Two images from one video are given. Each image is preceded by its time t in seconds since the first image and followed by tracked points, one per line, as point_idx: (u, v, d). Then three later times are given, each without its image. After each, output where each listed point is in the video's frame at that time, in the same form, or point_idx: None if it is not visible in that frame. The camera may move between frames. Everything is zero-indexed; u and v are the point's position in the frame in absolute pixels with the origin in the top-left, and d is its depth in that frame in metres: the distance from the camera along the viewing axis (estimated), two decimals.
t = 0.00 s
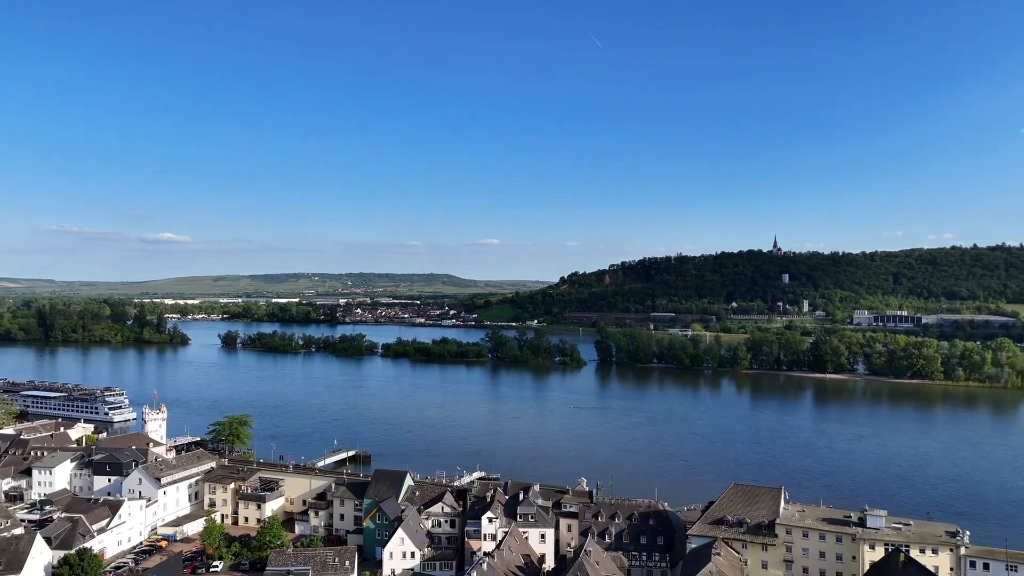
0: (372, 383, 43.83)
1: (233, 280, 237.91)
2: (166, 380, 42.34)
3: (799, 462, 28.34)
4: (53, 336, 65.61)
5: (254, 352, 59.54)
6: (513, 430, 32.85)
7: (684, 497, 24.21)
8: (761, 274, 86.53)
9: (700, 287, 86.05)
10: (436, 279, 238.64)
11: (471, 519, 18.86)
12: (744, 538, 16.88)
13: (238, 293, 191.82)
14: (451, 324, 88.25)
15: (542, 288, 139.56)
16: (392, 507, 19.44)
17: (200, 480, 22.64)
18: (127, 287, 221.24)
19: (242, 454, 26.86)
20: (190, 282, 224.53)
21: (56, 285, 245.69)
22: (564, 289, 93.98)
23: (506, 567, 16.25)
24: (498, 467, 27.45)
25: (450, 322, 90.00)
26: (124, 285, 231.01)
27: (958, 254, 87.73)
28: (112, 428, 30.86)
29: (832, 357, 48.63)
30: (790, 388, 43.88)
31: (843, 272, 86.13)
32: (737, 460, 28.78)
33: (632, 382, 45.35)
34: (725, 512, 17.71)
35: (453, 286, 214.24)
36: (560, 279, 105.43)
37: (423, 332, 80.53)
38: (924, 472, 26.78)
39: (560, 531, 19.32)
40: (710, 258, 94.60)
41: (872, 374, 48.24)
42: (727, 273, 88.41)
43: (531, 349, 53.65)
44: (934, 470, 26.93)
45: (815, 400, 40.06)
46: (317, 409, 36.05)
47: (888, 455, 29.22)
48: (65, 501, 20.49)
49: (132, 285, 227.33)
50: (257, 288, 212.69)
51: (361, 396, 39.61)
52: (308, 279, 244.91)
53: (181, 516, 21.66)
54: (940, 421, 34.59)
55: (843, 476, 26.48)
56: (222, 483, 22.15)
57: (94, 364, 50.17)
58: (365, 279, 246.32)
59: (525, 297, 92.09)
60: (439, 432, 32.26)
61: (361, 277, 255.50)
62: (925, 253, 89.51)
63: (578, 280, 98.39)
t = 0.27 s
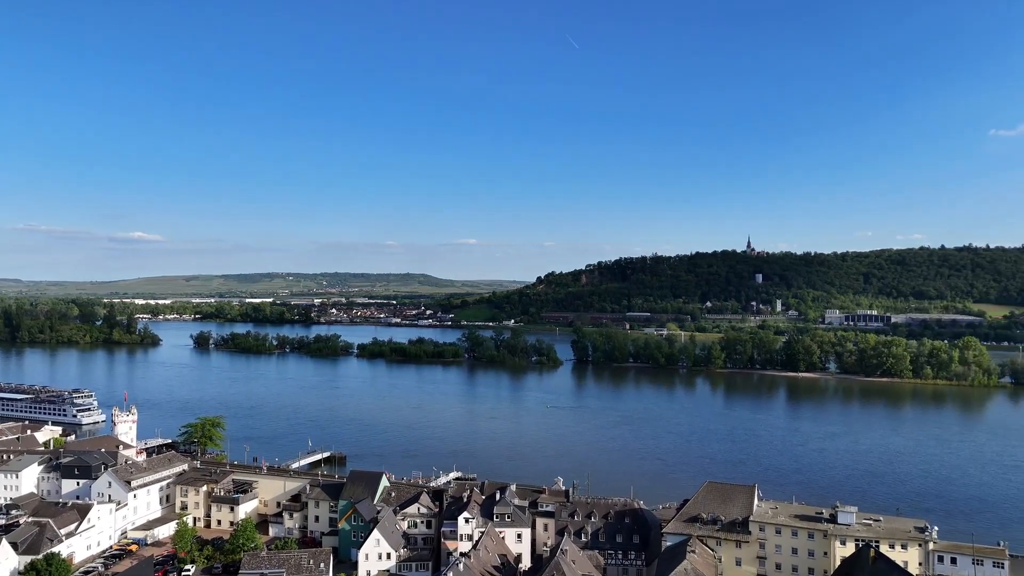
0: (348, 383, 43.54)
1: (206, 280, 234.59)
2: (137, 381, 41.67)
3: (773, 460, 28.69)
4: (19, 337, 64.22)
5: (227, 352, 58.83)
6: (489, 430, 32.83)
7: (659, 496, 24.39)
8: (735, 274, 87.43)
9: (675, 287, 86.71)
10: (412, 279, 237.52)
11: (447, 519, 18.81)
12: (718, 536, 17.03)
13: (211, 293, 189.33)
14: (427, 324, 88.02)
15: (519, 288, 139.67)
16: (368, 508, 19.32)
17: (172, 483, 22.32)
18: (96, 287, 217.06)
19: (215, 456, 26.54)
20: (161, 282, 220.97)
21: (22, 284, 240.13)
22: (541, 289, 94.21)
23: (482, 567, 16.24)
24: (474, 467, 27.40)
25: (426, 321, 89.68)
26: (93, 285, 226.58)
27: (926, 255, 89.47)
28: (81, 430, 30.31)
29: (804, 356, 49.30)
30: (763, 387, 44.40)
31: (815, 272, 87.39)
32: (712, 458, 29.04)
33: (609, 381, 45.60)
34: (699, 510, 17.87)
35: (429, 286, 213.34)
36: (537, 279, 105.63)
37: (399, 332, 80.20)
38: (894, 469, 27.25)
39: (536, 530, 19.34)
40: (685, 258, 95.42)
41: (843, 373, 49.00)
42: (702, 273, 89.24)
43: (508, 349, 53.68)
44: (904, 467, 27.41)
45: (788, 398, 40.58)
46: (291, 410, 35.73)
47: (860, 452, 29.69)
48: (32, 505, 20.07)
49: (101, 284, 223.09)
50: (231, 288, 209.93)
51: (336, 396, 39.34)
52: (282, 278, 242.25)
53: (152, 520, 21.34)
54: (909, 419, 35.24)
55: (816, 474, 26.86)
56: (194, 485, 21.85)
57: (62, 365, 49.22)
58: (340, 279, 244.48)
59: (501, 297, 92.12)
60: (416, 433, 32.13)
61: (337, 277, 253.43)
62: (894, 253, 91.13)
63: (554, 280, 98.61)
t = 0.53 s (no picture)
0: (323, 384, 43.19)
1: (178, 280, 230.91)
2: (106, 383, 40.92)
3: (747, 458, 29.01)
4: None
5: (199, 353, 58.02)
6: (466, 430, 32.78)
7: (634, 494, 24.54)
8: (710, 274, 88.22)
9: (651, 287, 87.26)
10: (388, 279, 236.11)
11: (423, 520, 18.74)
12: (693, 533, 17.18)
13: (183, 293, 186.54)
14: (403, 324, 87.64)
15: (495, 288, 139.62)
16: (343, 509, 19.18)
17: (143, 486, 21.96)
18: (64, 287, 212.44)
19: (186, 458, 26.17)
20: (131, 282, 217.02)
21: None
22: (517, 289, 94.29)
23: (459, 567, 16.21)
24: (451, 468, 27.33)
25: (402, 322, 89.24)
26: (60, 284, 221.73)
27: (895, 255, 91.13)
28: (48, 433, 29.70)
29: (777, 355, 49.91)
30: (737, 385, 44.88)
31: (788, 272, 88.54)
32: (687, 456, 29.27)
33: (585, 381, 45.78)
34: (675, 508, 18.01)
35: (405, 286, 212.07)
36: (513, 279, 105.68)
37: (375, 332, 79.77)
38: (865, 466, 27.70)
39: (512, 530, 19.36)
40: (660, 258, 96.11)
41: (815, 371, 49.69)
42: (677, 273, 89.96)
43: (485, 349, 53.65)
44: (875, 464, 27.88)
45: (761, 396, 41.08)
46: (266, 411, 35.37)
47: (832, 449, 30.14)
48: None
49: (69, 284, 218.41)
50: (203, 288, 206.82)
51: (311, 397, 39.01)
52: (256, 278, 239.26)
53: (122, 524, 20.97)
54: (879, 416, 35.84)
55: (789, 471, 27.22)
56: (165, 488, 21.53)
57: (28, 367, 48.17)
58: (316, 279, 242.38)
59: (478, 297, 92.02)
60: (392, 434, 31.96)
61: (312, 277, 250.96)
62: (865, 254, 92.67)
63: (531, 280, 98.70)
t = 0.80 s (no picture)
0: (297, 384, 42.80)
1: (148, 280, 227.07)
2: (74, 384, 40.14)
3: (721, 457, 29.28)
4: None
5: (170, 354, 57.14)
6: (442, 430, 32.69)
7: (610, 493, 24.67)
8: (684, 273, 88.95)
9: (626, 287, 87.75)
10: (363, 279, 234.43)
11: (399, 521, 18.64)
12: (668, 531, 17.30)
13: (154, 293, 183.57)
14: (379, 324, 87.17)
15: (471, 288, 139.42)
16: (317, 511, 19.01)
17: (111, 489, 21.57)
18: (29, 287, 207.61)
19: (156, 461, 25.76)
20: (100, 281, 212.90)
21: None
22: (493, 289, 94.31)
23: (434, 568, 16.16)
24: (427, 468, 27.21)
25: (377, 322, 88.73)
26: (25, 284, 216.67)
27: (864, 256, 92.72)
28: (14, 435, 29.06)
29: (750, 354, 50.49)
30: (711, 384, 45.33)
31: (761, 272, 89.62)
32: (662, 455, 29.49)
33: (561, 380, 45.91)
34: (650, 507, 18.14)
35: (380, 286, 210.66)
36: (489, 279, 105.62)
37: (350, 332, 79.29)
38: (836, 463, 28.12)
39: (488, 530, 19.35)
40: (635, 258, 96.72)
41: (787, 370, 50.36)
42: (652, 273, 90.61)
43: (460, 349, 53.56)
44: (846, 461, 28.30)
45: (734, 395, 41.54)
46: (238, 412, 34.97)
47: (804, 447, 30.55)
48: None
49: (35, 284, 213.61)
50: (175, 288, 203.51)
51: (285, 398, 38.64)
52: (229, 278, 236.05)
53: (90, 528, 20.58)
54: (850, 414, 36.43)
55: (762, 469, 27.52)
56: (134, 491, 21.16)
57: None
58: (290, 279, 240.00)
59: (454, 297, 91.84)
60: (368, 434, 31.76)
61: (286, 277, 248.33)
62: (835, 254, 94.17)
63: (507, 280, 98.72)
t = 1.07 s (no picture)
0: (268, 385, 42.32)
1: (114, 280, 222.65)
2: (38, 386, 39.22)
3: (693, 455, 29.55)
4: None
5: (137, 355, 56.13)
6: (415, 431, 32.54)
7: (583, 492, 24.77)
8: (656, 273, 89.67)
9: (599, 287, 88.20)
10: (336, 279, 232.08)
11: (371, 523, 18.52)
12: (640, 530, 17.40)
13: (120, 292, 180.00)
14: (351, 324, 86.54)
15: (445, 288, 139.03)
16: (288, 513, 18.79)
17: (76, 493, 21.11)
18: None
19: (123, 464, 25.28)
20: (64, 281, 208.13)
21: None
22: (467, 289, 94.20)
23: (407, 569, 16.09)
24: (400, 469, 27.05)
25: (349, 322, 88.07)
26: None
27: (832, 256, 94.35)
28: None
29: (721, 354, 51.09)
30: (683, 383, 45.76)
31: (731, 272, 90.68)
32: (635, 453, 29.70)
33: (534, 380, 46.00)
34: (622, 505, 18.25)
35: (352, 286, 208.87)
36: (463, 279, 105.46)
37: (321, 333, 78.68)
38: (806, 461, 28.53)
39: (461, 530, 19.31)
40: (608, 258, 97.27)
41: (757, 369, 51.02)
42: (625, 273, 91.20)
43: (434, 349, 53.41)
44: (816, 459, 28.74)
45: (705, 394, 41.96)
46: (208, 414, 34.49)
47: (775, 445, 30.94)
48: None
49: None
50: (141, 288, 199.57)
51: (256, 399, 38.19)
52: (198, 277, 232.15)
53: (54, 533, 20.11)
54: (819, 412, 37.01)
55: (734, 467, 27.84)
56: (100, 495, 20.72)
57: None
58: (261, 279, 237.10)
59: (427, 297, 91.52)
60: (340, 435, 31.51)
61: (257, 277, 245.12)
62: (804, 255, 95.69)
63: (481, 280, 98.64)
